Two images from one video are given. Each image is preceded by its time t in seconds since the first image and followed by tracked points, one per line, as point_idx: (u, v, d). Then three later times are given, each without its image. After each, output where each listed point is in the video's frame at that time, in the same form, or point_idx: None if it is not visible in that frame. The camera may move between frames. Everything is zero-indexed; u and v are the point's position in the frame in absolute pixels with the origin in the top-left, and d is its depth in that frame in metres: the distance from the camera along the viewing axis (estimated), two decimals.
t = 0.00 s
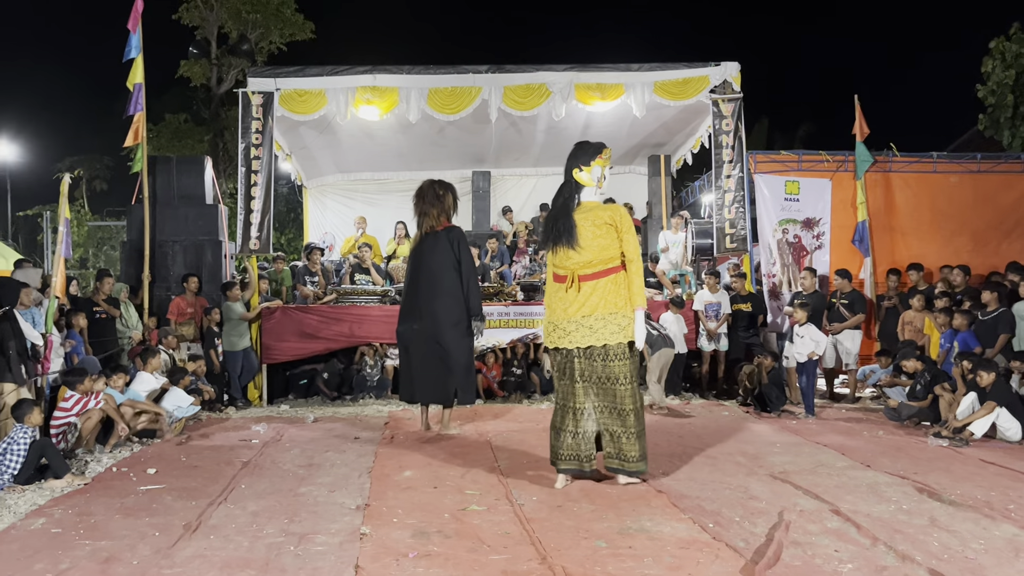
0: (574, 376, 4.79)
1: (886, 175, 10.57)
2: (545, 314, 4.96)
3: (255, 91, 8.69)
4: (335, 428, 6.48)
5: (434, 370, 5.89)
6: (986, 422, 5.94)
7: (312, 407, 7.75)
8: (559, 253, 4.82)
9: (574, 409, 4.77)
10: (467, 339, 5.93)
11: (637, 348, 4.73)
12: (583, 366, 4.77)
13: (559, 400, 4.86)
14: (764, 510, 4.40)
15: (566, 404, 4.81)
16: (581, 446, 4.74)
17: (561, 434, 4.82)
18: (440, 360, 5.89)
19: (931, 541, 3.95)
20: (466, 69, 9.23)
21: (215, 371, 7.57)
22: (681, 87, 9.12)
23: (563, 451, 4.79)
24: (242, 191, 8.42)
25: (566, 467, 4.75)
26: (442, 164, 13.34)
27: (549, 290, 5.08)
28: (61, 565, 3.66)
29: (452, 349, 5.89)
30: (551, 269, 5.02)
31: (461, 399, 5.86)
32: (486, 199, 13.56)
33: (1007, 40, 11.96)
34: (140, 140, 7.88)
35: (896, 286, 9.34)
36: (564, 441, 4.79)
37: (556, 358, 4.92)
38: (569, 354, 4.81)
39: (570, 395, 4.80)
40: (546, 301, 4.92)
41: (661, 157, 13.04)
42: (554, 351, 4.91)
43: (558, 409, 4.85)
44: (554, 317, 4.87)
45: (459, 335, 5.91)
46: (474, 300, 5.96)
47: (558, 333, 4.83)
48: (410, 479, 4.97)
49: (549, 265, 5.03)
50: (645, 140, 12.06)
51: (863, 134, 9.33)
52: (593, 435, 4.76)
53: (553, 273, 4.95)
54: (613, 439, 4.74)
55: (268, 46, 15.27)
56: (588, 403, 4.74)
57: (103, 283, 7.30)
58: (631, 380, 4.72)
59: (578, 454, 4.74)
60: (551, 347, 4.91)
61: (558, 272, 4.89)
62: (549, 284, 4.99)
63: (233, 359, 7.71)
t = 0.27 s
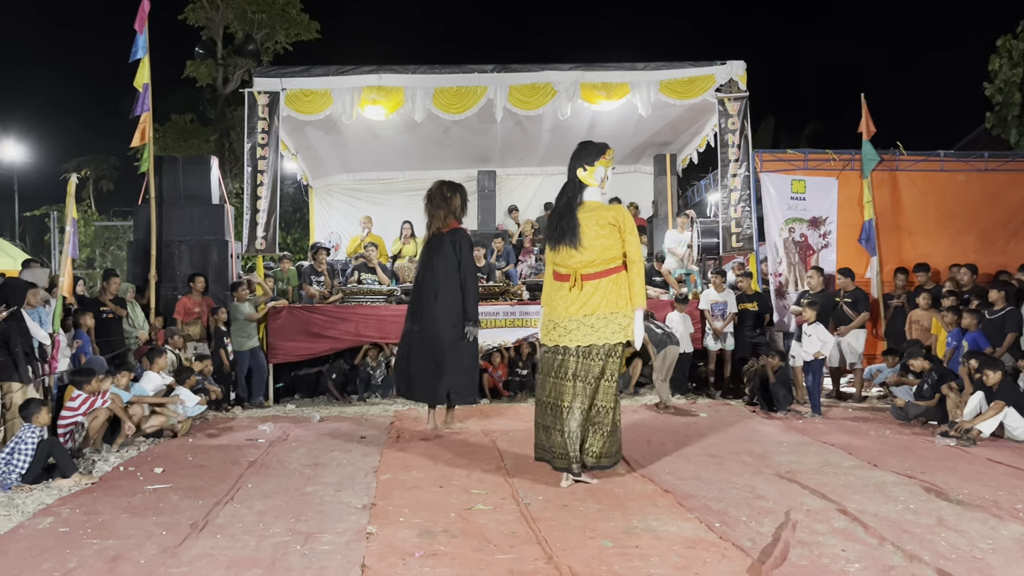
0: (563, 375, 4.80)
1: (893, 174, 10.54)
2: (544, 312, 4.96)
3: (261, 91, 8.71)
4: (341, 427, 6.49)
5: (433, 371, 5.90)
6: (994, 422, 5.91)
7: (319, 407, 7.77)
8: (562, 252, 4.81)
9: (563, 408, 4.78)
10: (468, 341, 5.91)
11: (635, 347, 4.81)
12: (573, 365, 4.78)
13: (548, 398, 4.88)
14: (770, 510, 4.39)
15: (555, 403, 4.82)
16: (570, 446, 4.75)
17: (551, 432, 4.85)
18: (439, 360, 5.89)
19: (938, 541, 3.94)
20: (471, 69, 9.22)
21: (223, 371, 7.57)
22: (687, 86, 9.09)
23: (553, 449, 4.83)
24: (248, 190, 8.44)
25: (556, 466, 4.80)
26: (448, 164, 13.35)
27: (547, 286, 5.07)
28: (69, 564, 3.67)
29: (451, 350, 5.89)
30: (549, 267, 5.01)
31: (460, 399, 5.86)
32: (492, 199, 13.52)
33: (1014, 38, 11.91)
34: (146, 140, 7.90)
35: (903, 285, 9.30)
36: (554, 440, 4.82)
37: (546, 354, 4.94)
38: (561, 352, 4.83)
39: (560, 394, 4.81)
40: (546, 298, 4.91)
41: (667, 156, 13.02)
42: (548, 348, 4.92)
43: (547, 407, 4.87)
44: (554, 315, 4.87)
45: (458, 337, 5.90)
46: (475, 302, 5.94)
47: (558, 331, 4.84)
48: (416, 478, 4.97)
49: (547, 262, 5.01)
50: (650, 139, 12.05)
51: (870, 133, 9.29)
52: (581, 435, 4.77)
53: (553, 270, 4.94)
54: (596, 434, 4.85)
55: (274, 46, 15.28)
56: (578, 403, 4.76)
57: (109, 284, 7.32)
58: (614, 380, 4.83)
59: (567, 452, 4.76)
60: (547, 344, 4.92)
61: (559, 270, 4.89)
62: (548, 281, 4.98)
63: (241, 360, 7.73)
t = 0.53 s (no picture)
0: (570, 371, 4.80)
1: (898, 172, 10.52)
2: (553, 308, 4.96)
3: (265, 90, 8.72)
4: (346, 426, 6.49)
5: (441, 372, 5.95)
6: (1000, 420, 5.89)
7: (324, 407, 7.79)
8: (574, 249, 4.83)
9: (568, 405, 4.76)
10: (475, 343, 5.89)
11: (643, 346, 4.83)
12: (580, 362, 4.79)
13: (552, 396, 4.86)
14: (776, 509, 4.38)
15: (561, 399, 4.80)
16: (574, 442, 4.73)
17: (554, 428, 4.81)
18: (446, 363, 5.94)
19: (945, 540, 3.93)
20: (476, 68, 9.21)
21: (229, 370, 7.55)
22: (692, 84, 9.09)
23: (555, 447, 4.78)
24: (253, 190, 8.44)
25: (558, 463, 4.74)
26: (453, 163, 13.34)
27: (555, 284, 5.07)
28: (75, 563, 3.68)
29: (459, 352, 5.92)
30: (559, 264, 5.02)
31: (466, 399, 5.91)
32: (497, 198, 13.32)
33: (1020, 36, 11.86)
34: (152, 140, 7.92)
35: (909, 284, 9.29)
36: (557, 436, 4.78)
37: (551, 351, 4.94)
38: (567, 348, 4.83)
39: (565, 390, 4.80)
40: (556, 294, 4.91)
41: (672, 155, 13.00)
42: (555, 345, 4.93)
43: (551, 404, 4.84)
44: (564, 311, 4.87)
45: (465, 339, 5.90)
46: (483, 304, 5.87)
47: (567, 327, 4.84)
48: (421, 478, 4.97)
49: (557, 260, 5.02)
50: (655, 138, 12.03)
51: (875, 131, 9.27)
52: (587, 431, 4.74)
53: (563, 267, 4.95)
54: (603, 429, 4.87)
55: (279, 46, 15.30)
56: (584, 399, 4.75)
57: (115, 283, 7.36)
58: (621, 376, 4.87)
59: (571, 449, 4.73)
60: (554, 341, 4.92)
61: (569, 267, 4.90)
62: (558, 278, 4.99)
63: (251, 359, 7.79)
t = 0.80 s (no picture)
0: (604, 369, 4.76)
1: (902, 171, 10.50)
2: (577, 308, 4.91)
3: (268, 90, 8.74)
4: (349, 426, 6.49)
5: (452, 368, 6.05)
6: (1005, 419, 5.87)
7: (327, 405, 7.81)
8: (600, 249, 4.78)
9: (603, 403, 4.71)
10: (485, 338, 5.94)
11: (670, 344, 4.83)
12: (615, 361, 4.75)
13: (582, 392, 4.78)
14: (780, 508, 4.37)
15: (594, 397, 4.74)
16: (610, 441, 4.69)
17: (583, 426, 4.72)
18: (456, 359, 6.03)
19: (949, 539, 3.92)
20: (479, 67, 9.22)
21: (233, 370, 7.68)
22: (694, 83, 9.05)
23: (586, 444, 4.70)
24: (257, 190, 8.45)
25: (589, 461, 4.67)
26: (456, 162, 13.34)
27: (575, 282, 5.02)
28: (80, 562, 3.69)
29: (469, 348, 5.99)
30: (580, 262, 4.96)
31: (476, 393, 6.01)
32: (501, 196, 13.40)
33: None
34: (155, 140, 7.93)
35: (914, 283, 9.27)
36: (589, 434, 4.70)
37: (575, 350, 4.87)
38: (599, 347, 4.79)
39: (600, 387, 4.75)
40: (580, 294, 4.86)
41: (675, 154, 12.98)
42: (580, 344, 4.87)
43: (581, 401, 4.76)
44: (590, 312, 4.83)
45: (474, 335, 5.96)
46: (488, 301, 5.93)
47: (595, 327, 4.81)
48: (425, 477, 4.97)
49: (578, 258, 4.95)
50: (658, 137, 12.02)
51: (879, 129, 9.25)
52: (621, 432, 4.71)
53: (586, 267, 4.90)
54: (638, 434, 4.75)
55: (282, 46, 15.32)
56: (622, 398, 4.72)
57: (119, 283, 7.38)
58: (652, 376, 4.78)
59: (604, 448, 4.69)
60: (580, 341, 4.87)
61: (594, 267, 4.85)
62: (580, 277, 4.94)
63: (262, 355, 7.76)
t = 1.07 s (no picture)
0: (635, 368, 4.88)
1: (905, 169, 10.48)
2: (608, 307, 4.95)
3: (270, 90, 8.74)
4: (351, 425, 6.49)
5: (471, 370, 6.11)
6: (1009, 417, 5.86)
7: (329, 404, 7.82)
8: (626, 247, 4.83)
9: (639, 402, 4.83)
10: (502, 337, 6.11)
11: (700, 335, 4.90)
12: (649, 359, 4.83)
13: (618, 393, 4.92)
14: (782, 508, 4.37)
15: (631, 396, 4.88)
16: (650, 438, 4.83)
17: (623, 426, 4.88)
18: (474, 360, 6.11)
19: (952, 539, 3.91)
20: (481, 66, 9.22)
21: (235, 369, 7.71)
22: (697, 82, 9.09)
23: (627, 443, 4.86)
24: (259, 189, 8.45)
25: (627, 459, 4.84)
26: (458, 161, 13.33)
27: (600, 281, 5.07)
28: (81, 562, 3.69)
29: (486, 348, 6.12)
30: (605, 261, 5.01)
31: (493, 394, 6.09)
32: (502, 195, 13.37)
33: None
34: (157, 139, 7.94)
35: (916, 282, 9.26)
36: (630, 434, 4.85)
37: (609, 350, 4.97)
38: (631, 345, 4.87)
39: (636, 386, 4.88)
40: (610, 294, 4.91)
41: (677, 153, 12.96)
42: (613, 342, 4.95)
43: (619, 402, 4.91)
44: (622, 310, 4.88)
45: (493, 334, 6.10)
46: (504, 301, 6.14)
47: (626, 325, 4.87)
48: (427, 476, 4.97)
49: (601, 257, 5.00)
50: (660, 136, 12.01)
51: (882, 128, 9.23)
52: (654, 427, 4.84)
53: (612, 266, 4.94)
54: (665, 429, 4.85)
55: (284, 45, 15.34)
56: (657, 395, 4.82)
57: (121, 283, 7.36)
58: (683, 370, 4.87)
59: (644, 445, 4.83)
60: (613, 339, 4.93)
61: (621, 265, 4.90)
62: (607, 276, 4.98)
63: (263, 356, 7.71)
